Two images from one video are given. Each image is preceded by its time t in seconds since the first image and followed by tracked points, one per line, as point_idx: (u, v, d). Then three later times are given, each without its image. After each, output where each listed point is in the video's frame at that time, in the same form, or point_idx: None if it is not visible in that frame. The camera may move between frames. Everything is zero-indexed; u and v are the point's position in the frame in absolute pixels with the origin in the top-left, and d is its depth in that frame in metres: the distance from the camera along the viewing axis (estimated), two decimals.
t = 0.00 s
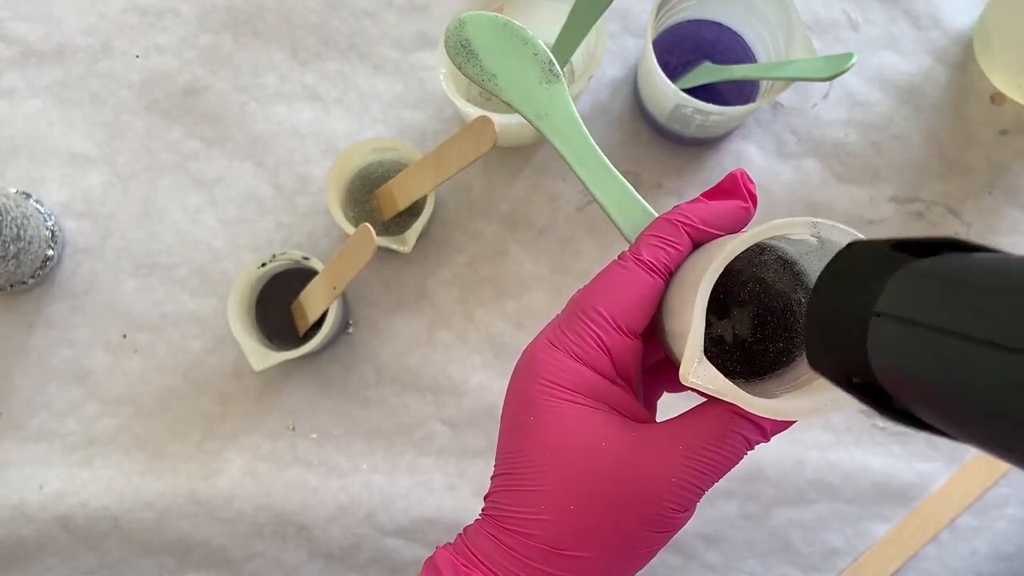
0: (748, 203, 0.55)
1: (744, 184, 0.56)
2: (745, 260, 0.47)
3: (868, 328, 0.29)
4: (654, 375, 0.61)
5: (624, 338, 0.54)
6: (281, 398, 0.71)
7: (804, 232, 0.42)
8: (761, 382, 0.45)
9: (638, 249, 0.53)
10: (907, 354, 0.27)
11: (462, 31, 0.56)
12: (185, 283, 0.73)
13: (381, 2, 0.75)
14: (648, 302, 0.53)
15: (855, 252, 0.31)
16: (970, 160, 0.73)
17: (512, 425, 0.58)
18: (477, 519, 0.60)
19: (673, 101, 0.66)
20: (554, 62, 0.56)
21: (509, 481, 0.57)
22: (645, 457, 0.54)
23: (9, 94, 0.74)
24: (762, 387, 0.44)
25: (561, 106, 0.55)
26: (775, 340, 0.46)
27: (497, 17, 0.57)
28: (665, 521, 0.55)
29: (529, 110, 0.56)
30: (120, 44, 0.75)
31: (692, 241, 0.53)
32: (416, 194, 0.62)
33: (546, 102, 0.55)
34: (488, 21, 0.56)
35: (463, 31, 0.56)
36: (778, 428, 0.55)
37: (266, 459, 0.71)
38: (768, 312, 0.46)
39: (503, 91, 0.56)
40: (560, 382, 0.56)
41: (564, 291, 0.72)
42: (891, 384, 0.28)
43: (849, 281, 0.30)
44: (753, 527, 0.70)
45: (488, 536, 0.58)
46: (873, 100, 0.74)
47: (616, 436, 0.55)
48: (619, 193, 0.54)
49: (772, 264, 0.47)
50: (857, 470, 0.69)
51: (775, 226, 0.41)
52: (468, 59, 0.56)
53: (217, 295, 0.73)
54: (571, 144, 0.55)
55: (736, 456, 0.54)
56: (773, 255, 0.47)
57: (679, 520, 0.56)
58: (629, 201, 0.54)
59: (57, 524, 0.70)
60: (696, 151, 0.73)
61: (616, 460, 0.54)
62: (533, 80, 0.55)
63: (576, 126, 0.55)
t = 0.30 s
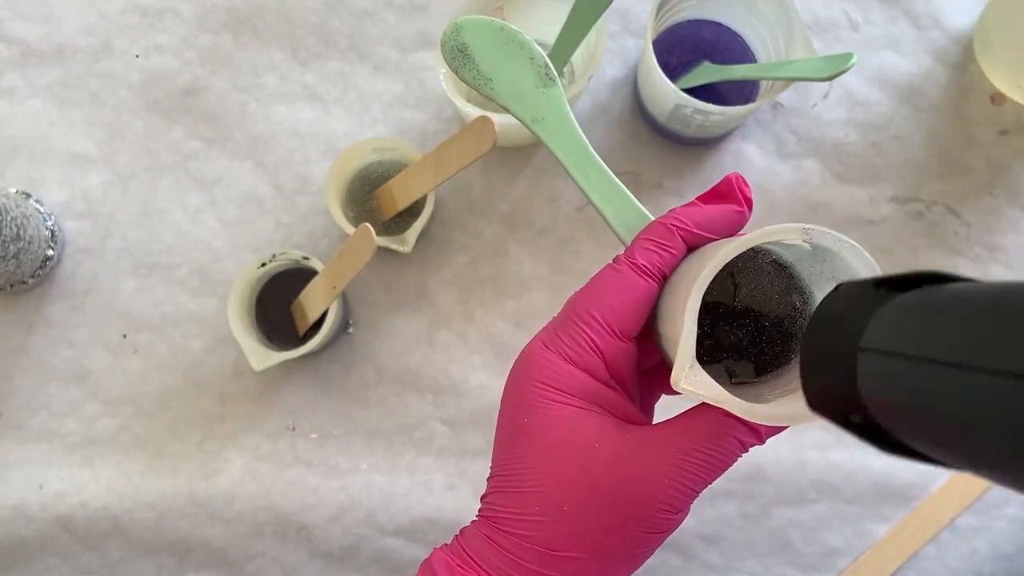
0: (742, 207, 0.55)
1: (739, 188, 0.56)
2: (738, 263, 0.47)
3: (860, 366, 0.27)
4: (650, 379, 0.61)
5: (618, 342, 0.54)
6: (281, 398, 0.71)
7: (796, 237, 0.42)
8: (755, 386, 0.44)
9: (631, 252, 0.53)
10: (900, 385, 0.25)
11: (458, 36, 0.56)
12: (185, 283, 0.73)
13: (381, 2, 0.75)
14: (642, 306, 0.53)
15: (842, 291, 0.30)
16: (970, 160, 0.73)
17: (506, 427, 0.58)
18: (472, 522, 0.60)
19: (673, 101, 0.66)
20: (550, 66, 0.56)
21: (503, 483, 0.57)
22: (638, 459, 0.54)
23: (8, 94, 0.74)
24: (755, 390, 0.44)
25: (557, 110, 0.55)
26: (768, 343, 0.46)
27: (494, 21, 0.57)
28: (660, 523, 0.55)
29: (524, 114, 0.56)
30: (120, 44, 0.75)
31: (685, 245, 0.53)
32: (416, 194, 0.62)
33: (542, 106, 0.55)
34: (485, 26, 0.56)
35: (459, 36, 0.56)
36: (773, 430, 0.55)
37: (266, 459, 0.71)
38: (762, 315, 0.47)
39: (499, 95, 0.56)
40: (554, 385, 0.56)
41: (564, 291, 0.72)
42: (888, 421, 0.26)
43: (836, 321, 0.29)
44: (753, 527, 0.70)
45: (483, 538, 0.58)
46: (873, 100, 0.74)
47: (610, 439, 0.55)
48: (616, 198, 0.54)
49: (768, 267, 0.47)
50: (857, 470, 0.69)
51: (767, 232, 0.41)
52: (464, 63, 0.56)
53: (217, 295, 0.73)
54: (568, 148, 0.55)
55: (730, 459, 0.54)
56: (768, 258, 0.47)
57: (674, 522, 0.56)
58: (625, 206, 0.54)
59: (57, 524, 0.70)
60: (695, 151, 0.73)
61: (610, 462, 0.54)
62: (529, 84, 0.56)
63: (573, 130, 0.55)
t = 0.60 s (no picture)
0: (743, 212, 0.55)
1: (739, 193, 0.56)
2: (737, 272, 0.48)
3: (794, 262, 0.30)
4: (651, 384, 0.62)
5: (619, 347, 0.54)
6: (281, 398, 0.71)
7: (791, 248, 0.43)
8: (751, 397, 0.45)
9: (632, 257, 0.53)
10: (825, 283, 0.27)
11: (458, 39, 0.56)
12: (185, 283, 0.73)
13: (381, 2, 0.75)
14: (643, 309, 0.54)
15: (786, 189, 0.32)
16: (970, 160, 0.73)
17: (507, 432, 0.58)
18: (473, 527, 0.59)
19: (673, 100, 0.66)
20: (551, 70, 0.56)
21: (504, 488, 0.57)
22: (640, 464, 0.54)
23: (8, 93, 0.74)
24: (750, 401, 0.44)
25: (557, 114, 0.55)
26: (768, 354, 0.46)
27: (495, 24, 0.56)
28: (661, 527, 0.55)
29: (525, 119, 0.56)
30: (120, 44, 0.75)
31: (686, 249, 0.53)
32: (416, 194, 0.62)
33: (543, 110, 0.55)
34: (485, 29, 0.56)
35: (460, 39, 0.56)
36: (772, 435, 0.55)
37: (266, 459, 0.71)
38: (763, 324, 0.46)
39: (501, 99, 0.56)
40: (555, 389, 0.56)
41: (564, 291, 0.72)
42: (814, 315, 0.29)
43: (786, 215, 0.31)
44: (753, 527, 0.70)
45: (485, 543, 0.57)
46: (873, 100, 0.74)
47: (611, 443, 0.55)
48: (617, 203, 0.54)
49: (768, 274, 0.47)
50: (857, 470, 0.69)
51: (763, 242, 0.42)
52: (465, 67, 0.56)
53: (217, 295, 0.73)
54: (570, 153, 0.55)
55: (729, 463, 0.54)
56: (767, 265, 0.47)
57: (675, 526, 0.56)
58: (626, 210, 0.54)
59: (57, 524, 0.70)
60: (695, 151, 0.73)
61: (612, 466, 0.54)
62: (530, 88, 0.56)
63: (574, 135, 0.55)
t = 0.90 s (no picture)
0: (753, 217, 0.55)
1: (750, 198, 0.56)
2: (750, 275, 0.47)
3: (891, 347, 0.28)
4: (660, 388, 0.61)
5: (629, 350, 0.54)
6: (281, 398, 0.71)
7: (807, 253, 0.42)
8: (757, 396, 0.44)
9: (644, 260, 0.52)
10: (942, 375, 0.26)
11: (471, 44, 0.56)
12: (185, 283, 0.73)
13: (381, 2, 0.75)
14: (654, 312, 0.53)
15: (872, 272, 0.30)
16: (970, 160, 0.73)
17: (518, 434, 0.58)
18: (483, 529, 0.59)
19: (673, 100, 0.66)
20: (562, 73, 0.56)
21: (514, 490, 0.57)
22: (649, 467, 0.54)
23: (9, 93, 0.74)
24: (760, 405, 0.45)
25: (567, 115, 0.55)
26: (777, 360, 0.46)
27: (506, 29, 0.57)
28: (669, 530, 0.55)
29: (536, 120, 0.56)
30: (120, 44, 0.75)
31: (698, 253, 0.53)
32: (416, 194, 0.62)
33: (554, 112, 0.55)
34: (496, 33, 0.56)
35: (472, 45, 0.56)
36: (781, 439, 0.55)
37: (266, 459, 0.71)
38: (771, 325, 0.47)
39: (512, 102, 0.56)
40: (566, 392, 0.56)
41: (564, 291, 0.72)
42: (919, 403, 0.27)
43: (873, 302, 0.29)
44: (753, 527, 0.70)
45: (494, 544, 0.57)
46: (873, 100, 0.74)
47: (620, 446, 0.55)
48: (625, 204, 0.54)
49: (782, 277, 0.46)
50: (857, 470, 0.69)
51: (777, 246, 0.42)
52: (477, 72, 0.56)
53: (217, 295, 0.73)
54: (580, 154, 0.55)
55: (738, 467, 0.54)
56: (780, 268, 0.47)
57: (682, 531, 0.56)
58: (635, 212, 0.54)
59: (57, 524, 0.70)
60: (695, 151, 0.73)
61: (621, 469, 0.54)
62: (542, 90, 0.56)
63: (585, 136, 0.55)
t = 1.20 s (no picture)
0: (748, 218, 0.55)
1: (744, 201, 0.56)
2: (744, 279, 0.47)
3: (828, 390, 0.28)
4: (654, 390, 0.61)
5: (622, 353, 0.54)
6: (281, 398, 0.71)
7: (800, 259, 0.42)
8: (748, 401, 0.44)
9: (636, 263, 0.52)
10: (873, 410, 0.26)
11: (467, 42, 0.56)
12: (186, 283, 0.73)
13: (381, 2, 0.75)
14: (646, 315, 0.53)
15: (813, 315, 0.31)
16: (970, 160, 0.73)
17: (510, 436, 0.58)
18: (474, 532, 0.59)
19: (673, 100, 0.66)
20: (557, 73, 0.56)
21: (505, 492, 0.57)
22: (640, 470, 0.54)
23: (8, 93, 0.74)
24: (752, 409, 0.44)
25: (562, 114, 0.55)
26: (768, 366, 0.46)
27: (502, 29, 0.57)
28: (661, 532, 0.55)
29: (530, 119, 0.55)
30: (120, 44, 0.75)
31: (691, 256, 0.52)
32: (416, 194, 0.62)
33: (548, 111, 0.55)
34: (492, 32, 0.56)
35: (468, 43, 0.56)
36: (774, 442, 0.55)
37: (266, 459, 0.71)
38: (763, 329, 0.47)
39: (507, 103, 0.56)
40: (558, 394, 0.56)
41: (564, 291, 0.72)
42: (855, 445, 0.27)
43: (822, 344, 0.29)
44: (753, 527, 0.70)
45: (486, 547, 0.57)
46: (873, 100, 0.74)
47: (612, 449, 0.55)
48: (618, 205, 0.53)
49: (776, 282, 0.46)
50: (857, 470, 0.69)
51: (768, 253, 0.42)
52: (472, 71, 0.56)
53: (218, 295, 0.73)
54: (574, 154, 0.55)
55: (729, 470, 0.55)
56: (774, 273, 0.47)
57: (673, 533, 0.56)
58: (629, 213, 0.54)
59: (57, 524, 0.70)
60: (695, 151, 0.73)
61: (613, 471, 0.54)
62: (537, 90, 0.55)
63: (579, 136, 0.55)
